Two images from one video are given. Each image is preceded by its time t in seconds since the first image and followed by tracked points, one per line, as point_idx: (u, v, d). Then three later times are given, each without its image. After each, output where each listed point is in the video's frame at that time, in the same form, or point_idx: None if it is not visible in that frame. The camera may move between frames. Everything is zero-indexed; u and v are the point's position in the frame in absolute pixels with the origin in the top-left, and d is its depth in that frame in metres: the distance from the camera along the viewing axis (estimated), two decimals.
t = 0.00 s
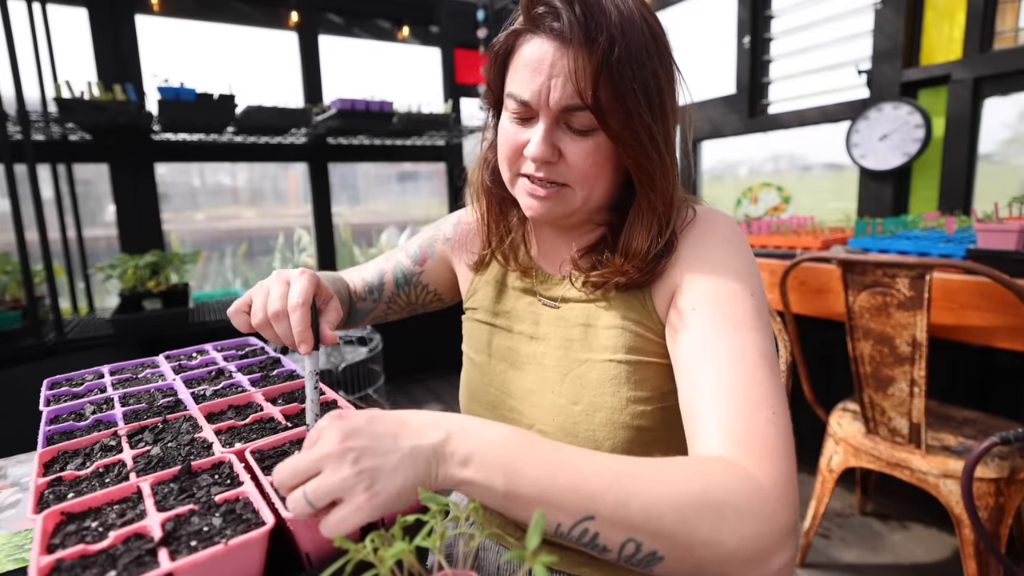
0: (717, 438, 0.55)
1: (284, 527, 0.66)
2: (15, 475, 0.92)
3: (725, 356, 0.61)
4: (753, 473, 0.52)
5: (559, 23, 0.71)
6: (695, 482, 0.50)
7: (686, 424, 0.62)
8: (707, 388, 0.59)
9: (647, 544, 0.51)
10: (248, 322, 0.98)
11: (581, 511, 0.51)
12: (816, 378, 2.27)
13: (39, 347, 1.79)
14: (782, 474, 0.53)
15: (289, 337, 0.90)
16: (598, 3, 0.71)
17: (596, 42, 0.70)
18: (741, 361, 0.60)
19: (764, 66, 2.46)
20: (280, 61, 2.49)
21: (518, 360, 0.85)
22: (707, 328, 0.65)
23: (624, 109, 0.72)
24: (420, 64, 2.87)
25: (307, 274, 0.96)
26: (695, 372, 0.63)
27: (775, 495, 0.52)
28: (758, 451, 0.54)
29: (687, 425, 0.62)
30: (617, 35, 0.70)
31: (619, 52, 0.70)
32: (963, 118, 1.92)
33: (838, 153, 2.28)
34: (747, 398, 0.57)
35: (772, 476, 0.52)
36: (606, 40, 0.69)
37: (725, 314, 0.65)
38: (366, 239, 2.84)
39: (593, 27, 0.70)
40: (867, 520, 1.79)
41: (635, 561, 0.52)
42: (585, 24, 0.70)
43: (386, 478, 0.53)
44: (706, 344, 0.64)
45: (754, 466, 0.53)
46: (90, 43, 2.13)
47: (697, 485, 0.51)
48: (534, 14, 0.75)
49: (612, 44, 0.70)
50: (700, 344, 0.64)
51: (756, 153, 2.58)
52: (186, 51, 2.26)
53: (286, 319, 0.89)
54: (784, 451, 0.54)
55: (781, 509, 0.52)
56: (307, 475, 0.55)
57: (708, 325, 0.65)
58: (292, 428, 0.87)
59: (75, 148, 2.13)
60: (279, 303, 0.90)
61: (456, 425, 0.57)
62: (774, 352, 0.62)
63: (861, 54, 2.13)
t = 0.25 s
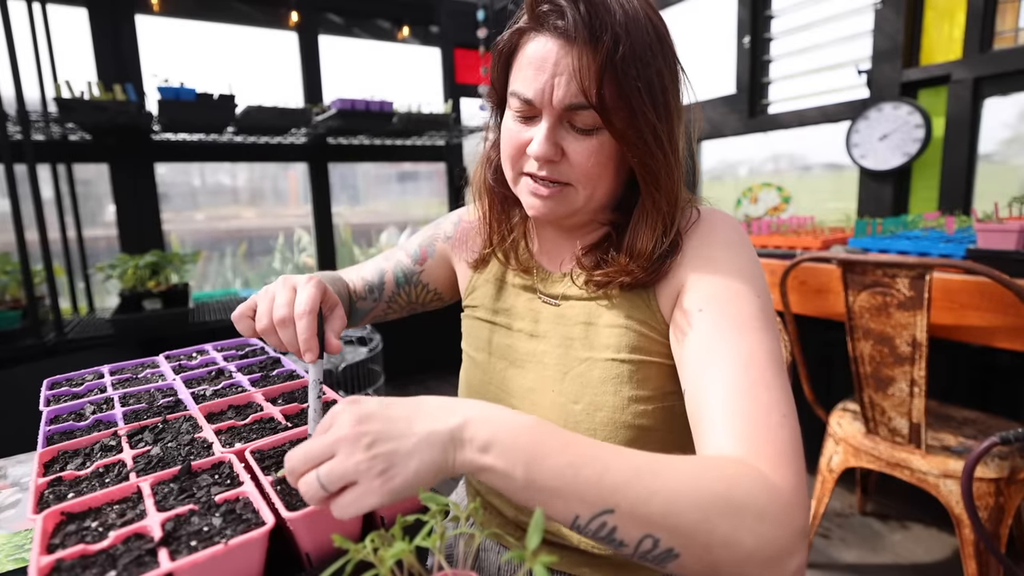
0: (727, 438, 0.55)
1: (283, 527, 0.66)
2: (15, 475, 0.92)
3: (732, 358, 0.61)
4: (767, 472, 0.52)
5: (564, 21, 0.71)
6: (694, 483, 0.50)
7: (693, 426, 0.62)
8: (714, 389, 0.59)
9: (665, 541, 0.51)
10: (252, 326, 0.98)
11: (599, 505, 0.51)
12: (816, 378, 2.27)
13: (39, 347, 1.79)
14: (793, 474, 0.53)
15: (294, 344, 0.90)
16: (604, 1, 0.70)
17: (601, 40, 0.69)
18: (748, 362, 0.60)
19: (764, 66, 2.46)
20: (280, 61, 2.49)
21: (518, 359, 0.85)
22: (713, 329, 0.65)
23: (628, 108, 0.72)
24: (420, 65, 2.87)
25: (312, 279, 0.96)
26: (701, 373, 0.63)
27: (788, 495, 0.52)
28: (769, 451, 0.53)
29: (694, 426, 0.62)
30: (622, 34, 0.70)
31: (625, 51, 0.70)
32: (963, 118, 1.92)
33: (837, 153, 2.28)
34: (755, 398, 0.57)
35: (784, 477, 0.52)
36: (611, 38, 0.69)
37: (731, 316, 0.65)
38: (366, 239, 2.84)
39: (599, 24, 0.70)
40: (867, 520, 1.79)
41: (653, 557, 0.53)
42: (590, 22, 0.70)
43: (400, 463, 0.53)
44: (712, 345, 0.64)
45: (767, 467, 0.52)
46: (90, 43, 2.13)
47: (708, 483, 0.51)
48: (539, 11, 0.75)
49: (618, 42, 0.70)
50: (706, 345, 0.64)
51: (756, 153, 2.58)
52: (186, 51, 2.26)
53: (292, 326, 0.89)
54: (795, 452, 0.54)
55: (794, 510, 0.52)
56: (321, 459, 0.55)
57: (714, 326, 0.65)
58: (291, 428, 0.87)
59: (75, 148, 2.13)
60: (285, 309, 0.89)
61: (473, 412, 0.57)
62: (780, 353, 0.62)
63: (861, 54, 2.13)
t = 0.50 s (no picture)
0: (722, 439, 0.55)
1: (283, 528, 0.66)
2: (15, 475, 0.92)
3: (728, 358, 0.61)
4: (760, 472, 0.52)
5: (563, 20, 0.71)
6: (693, 483, 0.50)
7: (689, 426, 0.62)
8: (710, 389, 0.59)
9: (655, 543, 0.51)
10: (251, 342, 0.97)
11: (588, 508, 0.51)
12: (816, 378, 2.27)
13: (39, 347, 1.79)
14: (787, 474, 0.53)
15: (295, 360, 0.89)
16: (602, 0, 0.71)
17: (600, 40, 0.69)
18: (744, 362, 0.60)
19: (764, 66, 2.46)
20: (280, 61, 2.49)
21: (517, 361, 0.85)
22: (710, 330, 0.65)
23: (626, 108, 0.72)
24: (420, 64, 2.87)
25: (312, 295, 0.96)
26: (698, 374, 0.63)
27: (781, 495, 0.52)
28: (764, 451, 0.54)
29: (690, 427, 0.62)
30: (621, 33, 0.70)
31: (623, 50, 0.70)
32: (963, 118, 1.92)
33: (838, 153, 2.28)
34: (751, 398, 0.57)
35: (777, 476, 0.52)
36: (610, 38, 0.69)
37: (728, 316, 0.65)
38: (366, 239, 2.84)
39: (597, 24, 0.70)
40: (867, 520, 1.79)
41: (641, 558, 0.53)
42: (589, 22, 0.70)
43: (387, 471, 0.53)
44: (709, 345, 0.64)
45: (760, 467, 0.53)
46: (90, 43, 2.13)
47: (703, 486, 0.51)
48: (537, 11, 0.75)
49: (616, 42, 0.69)
50: (703, 346, 0.64)
51: (756, 153, 2.58)
52: (186, 51, 2.26)
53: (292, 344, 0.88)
54: (789, 452, 0.54)
55: (787, 510, 0.52)
56: (309, 473, 0.55)
57: (711, 326, 0.65)
58: (291, 428, 0.87)
59: (75, 148, 2.13)
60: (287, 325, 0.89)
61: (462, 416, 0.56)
62: (778, 353, 0.61)
63: (861, 54, 2.13)
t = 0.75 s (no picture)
0: (708, 439, 0.55)
1: (283, 527, 0.66)
2: (15, 475, 0.92)
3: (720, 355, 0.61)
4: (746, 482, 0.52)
5: (570, 15, 0.71)
6: (692, 482, 0.50)
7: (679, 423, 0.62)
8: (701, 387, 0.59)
9: (636, 541, 0.51)
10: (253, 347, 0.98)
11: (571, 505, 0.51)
12: (816, 378, 2.27)
13: (39, 347, 1.79)
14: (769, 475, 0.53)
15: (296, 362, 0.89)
16: None
17: (608, 36, 0.70)
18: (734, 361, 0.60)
19: (764, 66, 2.46)
20: (280, 61, 2.49)
21: (514, 362, 0.85)
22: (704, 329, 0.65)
23: (632, 103, 0.72)
24: (420, 65, 2.87)
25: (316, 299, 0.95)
26: (690, 371, 0.63)
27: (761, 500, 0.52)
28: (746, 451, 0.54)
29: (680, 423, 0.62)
30: (628, 29, 0.70)
31: (630, 45, 0.70)
32: (963, 118, 1.92)
33: (838, 153, 2.28)
34: (742, 399, 0.57)
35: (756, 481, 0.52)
36: (617, 34, 0.69)
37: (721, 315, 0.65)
38: (366, 239, 2.84)
39: (605, 19, 0.70)
40: (867, 520, 1.79)
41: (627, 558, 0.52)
42: (596, 18, 0.70)
43: (372, 464, 0.53)
44: (702, 344, 0.64)
45: (742, 468, 0.53)
46: (90, 43, 2.13)
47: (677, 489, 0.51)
48: (543, 5, 0.75)
49: (623, 37, 0.70)
50: (696, 345, 0.64)
51: (756, 153, 2.58)
52: (186, 51, 2.26)
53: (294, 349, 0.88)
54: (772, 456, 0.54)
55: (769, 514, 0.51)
56: (295, 472, 0.56)
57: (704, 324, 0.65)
58: (291, 428, 0.87)
59: (75, 148, 2.13)
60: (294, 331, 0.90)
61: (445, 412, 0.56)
62: (771, 354, 0.61)
63: (861, 54, 2.13)
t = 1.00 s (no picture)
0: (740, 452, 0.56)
1: (283, 527, 0.66)
2: (15, 475, 0.92)
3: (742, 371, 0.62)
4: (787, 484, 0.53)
5: (567, 7, 0.72)
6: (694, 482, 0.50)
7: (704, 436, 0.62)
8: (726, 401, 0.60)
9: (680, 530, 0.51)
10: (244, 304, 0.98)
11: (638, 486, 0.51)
12: (816, 378, 2.27)
13: (39, 347, 1.79)
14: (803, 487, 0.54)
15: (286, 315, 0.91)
16: None
17: (612, 25, 0.71)
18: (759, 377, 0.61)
19: (764, 66, 2.46)
20: (280, 61, 2.48)
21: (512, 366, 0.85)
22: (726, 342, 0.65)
23: (632, 94, 0.72)
24: (420, 65, 2.87)
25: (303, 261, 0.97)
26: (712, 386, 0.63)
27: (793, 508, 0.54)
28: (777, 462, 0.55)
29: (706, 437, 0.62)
30: (629, 19, 0.72)
31: (628, 35, 0.71)
32: (963, 118, 1.92)
33: (838, 153, 2.28)
34: (766, 414, 0.58)
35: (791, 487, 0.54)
36: (621, 23, 0.71)
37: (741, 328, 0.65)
38: (366, 239, 2.84)
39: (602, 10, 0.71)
40: (867, 520, 1.79)
41: (659, 517, 0.54)
42: (596, 9, 0.71)
43: (458, 395, 0.51)
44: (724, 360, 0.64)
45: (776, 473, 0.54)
46: (90, 43, 2.13)
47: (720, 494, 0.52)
48: None
49: (627, 26, 0.71)
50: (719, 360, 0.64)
51: (756, 153, 2.58)
52: (186, 51, 2.26)
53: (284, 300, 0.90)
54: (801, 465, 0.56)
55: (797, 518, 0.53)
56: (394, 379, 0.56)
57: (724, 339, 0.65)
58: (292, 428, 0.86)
59: (75, 148, 2.13)
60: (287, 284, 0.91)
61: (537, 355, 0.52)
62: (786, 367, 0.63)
63: (861, 54, 2.13)
